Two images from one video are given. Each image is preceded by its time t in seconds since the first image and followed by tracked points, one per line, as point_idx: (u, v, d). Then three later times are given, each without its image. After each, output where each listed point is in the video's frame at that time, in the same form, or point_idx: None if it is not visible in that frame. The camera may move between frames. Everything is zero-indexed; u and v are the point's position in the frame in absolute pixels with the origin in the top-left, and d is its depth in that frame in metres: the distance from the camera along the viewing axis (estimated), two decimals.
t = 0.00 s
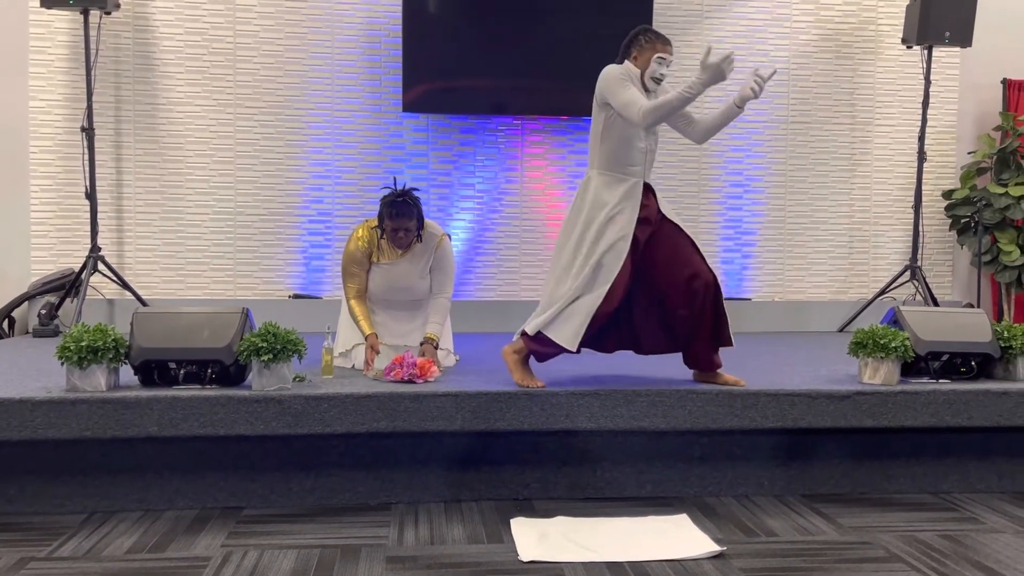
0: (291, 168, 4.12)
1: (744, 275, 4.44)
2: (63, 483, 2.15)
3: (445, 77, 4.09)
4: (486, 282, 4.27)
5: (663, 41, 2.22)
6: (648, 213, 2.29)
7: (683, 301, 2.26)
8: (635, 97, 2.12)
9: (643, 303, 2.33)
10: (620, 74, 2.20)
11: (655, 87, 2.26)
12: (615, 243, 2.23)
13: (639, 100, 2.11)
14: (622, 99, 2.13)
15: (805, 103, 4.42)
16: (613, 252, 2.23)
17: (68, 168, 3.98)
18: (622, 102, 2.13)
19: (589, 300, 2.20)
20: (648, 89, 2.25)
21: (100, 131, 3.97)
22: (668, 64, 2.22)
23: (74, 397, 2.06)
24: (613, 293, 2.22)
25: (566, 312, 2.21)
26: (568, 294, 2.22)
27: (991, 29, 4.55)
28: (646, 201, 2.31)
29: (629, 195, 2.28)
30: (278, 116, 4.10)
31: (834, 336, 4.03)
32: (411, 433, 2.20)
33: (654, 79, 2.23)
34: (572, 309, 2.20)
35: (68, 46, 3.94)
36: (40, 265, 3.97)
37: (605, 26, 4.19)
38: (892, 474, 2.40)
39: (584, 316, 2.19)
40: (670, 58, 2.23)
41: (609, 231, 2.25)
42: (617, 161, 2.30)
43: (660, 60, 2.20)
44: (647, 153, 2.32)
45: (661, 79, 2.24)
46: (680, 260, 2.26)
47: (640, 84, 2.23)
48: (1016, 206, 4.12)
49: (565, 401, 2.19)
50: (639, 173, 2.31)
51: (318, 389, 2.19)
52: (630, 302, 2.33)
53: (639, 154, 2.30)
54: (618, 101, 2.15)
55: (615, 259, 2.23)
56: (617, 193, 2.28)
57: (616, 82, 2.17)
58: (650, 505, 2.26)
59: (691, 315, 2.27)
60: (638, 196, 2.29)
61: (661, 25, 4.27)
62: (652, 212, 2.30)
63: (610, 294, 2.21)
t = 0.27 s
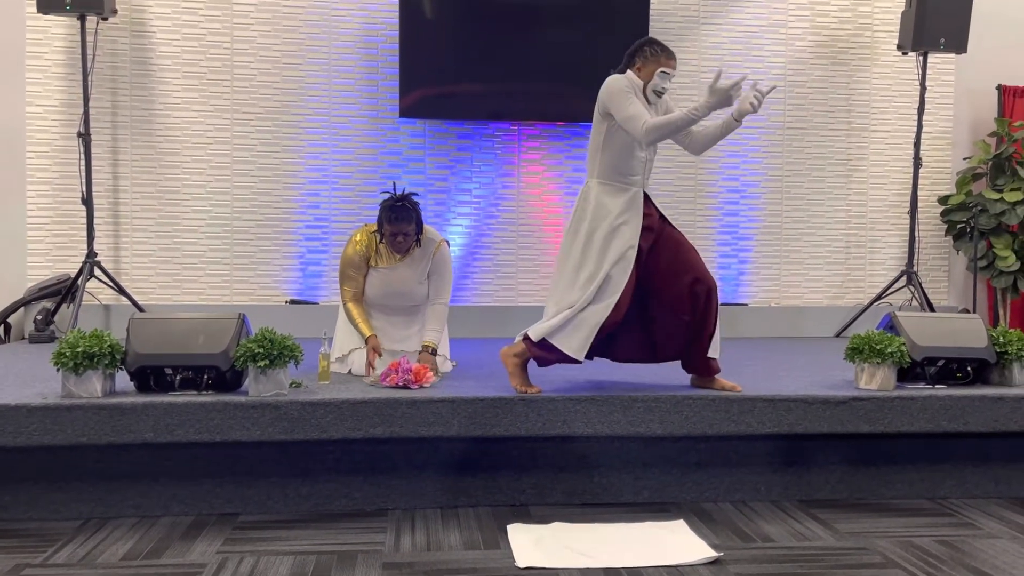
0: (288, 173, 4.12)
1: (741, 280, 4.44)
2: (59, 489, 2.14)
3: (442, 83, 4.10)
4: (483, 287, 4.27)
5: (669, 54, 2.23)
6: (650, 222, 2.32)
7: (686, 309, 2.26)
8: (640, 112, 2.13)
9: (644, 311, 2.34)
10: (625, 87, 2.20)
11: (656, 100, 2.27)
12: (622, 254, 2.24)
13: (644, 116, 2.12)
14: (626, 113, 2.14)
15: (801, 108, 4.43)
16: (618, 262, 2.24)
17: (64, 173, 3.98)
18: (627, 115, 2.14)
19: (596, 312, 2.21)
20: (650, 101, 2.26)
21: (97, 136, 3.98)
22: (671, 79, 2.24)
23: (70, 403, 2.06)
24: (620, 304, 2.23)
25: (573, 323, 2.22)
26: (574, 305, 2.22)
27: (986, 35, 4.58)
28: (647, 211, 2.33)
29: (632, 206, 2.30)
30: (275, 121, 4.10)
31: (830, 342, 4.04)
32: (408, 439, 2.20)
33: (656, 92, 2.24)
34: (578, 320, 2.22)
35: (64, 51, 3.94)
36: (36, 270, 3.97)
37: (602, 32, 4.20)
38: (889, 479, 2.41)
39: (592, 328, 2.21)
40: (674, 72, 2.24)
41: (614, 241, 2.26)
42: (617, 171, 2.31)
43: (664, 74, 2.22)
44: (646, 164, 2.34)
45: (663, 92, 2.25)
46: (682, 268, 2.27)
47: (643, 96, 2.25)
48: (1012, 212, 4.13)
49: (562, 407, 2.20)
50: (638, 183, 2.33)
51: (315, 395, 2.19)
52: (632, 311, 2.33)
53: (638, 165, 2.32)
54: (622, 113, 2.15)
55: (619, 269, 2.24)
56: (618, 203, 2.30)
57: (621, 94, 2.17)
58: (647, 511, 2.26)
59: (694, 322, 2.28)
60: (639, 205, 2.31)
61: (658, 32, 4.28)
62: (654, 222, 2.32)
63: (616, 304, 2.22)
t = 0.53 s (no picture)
0: (284, 179, 4.12)
1: (736, 286, 4.45)
2: (52, 497, 2.13)
3: (438, 90, 4.11)
4: (479, 293, 4.27)
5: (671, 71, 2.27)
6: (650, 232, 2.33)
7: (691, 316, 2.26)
8: (648, 138, 2.18)
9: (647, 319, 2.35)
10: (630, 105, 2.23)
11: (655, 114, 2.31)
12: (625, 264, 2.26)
13: (652, 143, 2.17)
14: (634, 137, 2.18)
15: (795, 115, 4.44)
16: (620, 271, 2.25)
17: (59, 179, 3.97)
18: (635, 140, 2.18)
19: (601, 321, 2.23)
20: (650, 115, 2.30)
21: (92, 143, 3.97)
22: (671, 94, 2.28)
23: (64, 410, 2.05)
24: (625, 314, 2.24)
25: (578, 333, 2.24)
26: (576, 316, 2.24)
27: (979, 42, 4.60)
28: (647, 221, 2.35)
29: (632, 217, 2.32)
30: (271, 128, 4.10)
31: (826, 347, 4.04)
32: (404, 445, 2.20)
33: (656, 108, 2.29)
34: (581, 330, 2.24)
35: (60, 58, 3.95)
36: (31, 277, 3.96)
37: (597, 39, 4.21)
38: (884, 485, 2.41)
39: (596, 337, 2.22)
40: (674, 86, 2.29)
41: (617, 252, 2.28)
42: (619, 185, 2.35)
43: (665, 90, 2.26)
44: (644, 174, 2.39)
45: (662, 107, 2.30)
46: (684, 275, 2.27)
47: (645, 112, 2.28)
48: (1006, 218, 4.15)
49: (557, 413, 2.19)
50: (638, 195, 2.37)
51: (310, 401, 2.18)
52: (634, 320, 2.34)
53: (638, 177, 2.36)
54: (630, 138, 2.18)
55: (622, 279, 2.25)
56: (619, 214, 2.32)
57: (629, 115, 2.20)
58: (643, 517, 2.25)
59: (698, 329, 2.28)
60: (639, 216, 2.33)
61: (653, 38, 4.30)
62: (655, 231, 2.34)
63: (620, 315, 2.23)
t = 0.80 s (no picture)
0: (280, 184, 4.12)
1: (732, 290, 4.46)
2: (47, 502, 2.12)
3: (435, 95, 4.11)
4: (475, 298, 4.27)
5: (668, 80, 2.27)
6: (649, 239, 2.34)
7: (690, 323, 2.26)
8: (641, 153, 2.20)
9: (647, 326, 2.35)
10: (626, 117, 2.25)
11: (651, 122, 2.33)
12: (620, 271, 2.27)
13: (646, 160, 2.19)
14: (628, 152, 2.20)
15: (791, 120, 4.46)
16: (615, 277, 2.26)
17: (55, 184, 3.97)
18: (629, 156, 2.19)
19: (596, 327, 2.23)
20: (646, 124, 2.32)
21: (88, 148, 3.97)
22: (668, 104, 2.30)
23: (59, 415, 2.05)
24: (620, 320, 2.24)
25: (572, 338, 2.24)
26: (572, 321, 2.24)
27: (974, 48, 4.62)
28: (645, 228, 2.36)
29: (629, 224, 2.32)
30: (267, 133, 4.10)
31: (822, 352, 4.05)
32: (400, 450, 2.20)
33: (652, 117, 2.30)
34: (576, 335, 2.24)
35: (56, 63, 3.94)
36: (26, 281, 3.95)
37: (594, 44, 4.22)
38: (880, 489, 2.41)
39: (591, 343, 2.22)
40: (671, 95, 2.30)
41: (614, 259, 2.29)
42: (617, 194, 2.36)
43: (662, 100, 2.27)
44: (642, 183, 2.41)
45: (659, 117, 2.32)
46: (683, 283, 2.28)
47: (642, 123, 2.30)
48: (1001, 222, 4.16)
49: (554, 418, 2.19)
50: (635, 203, 2.38)
51: (306, 406, 2.18)
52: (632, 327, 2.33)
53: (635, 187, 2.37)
54: (625, 154, 2.20)
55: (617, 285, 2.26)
56: (616, 222, 2.33)
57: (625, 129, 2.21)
58: (639, 522, 2.25)
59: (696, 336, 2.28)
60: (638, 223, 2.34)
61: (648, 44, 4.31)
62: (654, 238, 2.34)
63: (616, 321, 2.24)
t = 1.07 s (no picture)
0: (277, 188, 4.12)
1: (730, 293, 4.46)
2: (42, 507, 2.12)
3: (432, 98, 4.11)
4: (473, 301, 4.27)
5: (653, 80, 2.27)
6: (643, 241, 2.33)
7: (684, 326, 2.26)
8: (623, 156, 2.21)
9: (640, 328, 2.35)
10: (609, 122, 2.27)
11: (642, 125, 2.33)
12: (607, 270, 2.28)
13: (628, 162, 2.20)
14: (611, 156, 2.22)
15: (788, 123, 4.46)
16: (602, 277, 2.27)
17: (51, 188, 3.96)
18: (612, 159, 2.21)
19: (573, 324, 2.25)
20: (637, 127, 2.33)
21: (84, 151, 3.97)
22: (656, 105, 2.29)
23: (55, 419, 2.04)
24: (597, 317, 2.24)
25: (549, 338, 2.26)
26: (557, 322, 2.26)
27: (970, 51, 4.64)
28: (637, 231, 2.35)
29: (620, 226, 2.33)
30: (264, 136, 4.10)
31: (818, 355, 4.05)
32: (397, 454, 2.19)
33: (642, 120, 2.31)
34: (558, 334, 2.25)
35: (52, 66, 3.94)
36: (22, 285, 3.94)
37: (591, 47, 4.22)
38: (878, 492, 2.41)
39: (566, 341, 2.23)
40: (659, 95, 2.29)
41: (597, 259, 2.31)
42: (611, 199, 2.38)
43: (647, 101, 2.27)
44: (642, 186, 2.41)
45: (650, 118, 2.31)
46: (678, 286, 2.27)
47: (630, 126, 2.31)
48: (997, 225, 4.19)
49: (551, 421, 2.19)
50: (629, 207, 2.38)
51: (302, 410, 2.18)
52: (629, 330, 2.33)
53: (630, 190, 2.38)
54: (607, 158, 2.23)
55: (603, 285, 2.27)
56: (607, 224, 2.35)
57: (607, 133, 2.24)
58: (637, 525, 2.25)
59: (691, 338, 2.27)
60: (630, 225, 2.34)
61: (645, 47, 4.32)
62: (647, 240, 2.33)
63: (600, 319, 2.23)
